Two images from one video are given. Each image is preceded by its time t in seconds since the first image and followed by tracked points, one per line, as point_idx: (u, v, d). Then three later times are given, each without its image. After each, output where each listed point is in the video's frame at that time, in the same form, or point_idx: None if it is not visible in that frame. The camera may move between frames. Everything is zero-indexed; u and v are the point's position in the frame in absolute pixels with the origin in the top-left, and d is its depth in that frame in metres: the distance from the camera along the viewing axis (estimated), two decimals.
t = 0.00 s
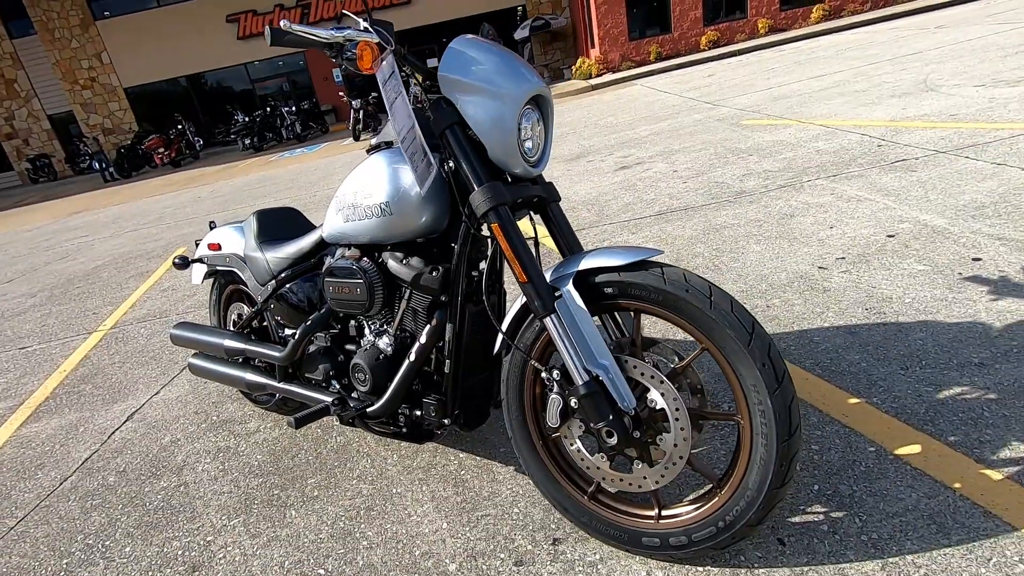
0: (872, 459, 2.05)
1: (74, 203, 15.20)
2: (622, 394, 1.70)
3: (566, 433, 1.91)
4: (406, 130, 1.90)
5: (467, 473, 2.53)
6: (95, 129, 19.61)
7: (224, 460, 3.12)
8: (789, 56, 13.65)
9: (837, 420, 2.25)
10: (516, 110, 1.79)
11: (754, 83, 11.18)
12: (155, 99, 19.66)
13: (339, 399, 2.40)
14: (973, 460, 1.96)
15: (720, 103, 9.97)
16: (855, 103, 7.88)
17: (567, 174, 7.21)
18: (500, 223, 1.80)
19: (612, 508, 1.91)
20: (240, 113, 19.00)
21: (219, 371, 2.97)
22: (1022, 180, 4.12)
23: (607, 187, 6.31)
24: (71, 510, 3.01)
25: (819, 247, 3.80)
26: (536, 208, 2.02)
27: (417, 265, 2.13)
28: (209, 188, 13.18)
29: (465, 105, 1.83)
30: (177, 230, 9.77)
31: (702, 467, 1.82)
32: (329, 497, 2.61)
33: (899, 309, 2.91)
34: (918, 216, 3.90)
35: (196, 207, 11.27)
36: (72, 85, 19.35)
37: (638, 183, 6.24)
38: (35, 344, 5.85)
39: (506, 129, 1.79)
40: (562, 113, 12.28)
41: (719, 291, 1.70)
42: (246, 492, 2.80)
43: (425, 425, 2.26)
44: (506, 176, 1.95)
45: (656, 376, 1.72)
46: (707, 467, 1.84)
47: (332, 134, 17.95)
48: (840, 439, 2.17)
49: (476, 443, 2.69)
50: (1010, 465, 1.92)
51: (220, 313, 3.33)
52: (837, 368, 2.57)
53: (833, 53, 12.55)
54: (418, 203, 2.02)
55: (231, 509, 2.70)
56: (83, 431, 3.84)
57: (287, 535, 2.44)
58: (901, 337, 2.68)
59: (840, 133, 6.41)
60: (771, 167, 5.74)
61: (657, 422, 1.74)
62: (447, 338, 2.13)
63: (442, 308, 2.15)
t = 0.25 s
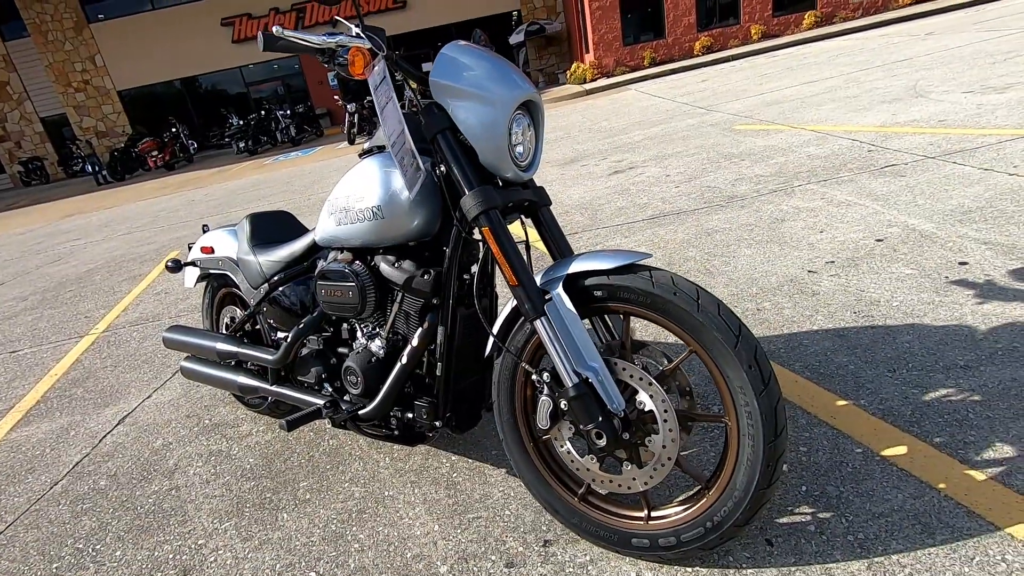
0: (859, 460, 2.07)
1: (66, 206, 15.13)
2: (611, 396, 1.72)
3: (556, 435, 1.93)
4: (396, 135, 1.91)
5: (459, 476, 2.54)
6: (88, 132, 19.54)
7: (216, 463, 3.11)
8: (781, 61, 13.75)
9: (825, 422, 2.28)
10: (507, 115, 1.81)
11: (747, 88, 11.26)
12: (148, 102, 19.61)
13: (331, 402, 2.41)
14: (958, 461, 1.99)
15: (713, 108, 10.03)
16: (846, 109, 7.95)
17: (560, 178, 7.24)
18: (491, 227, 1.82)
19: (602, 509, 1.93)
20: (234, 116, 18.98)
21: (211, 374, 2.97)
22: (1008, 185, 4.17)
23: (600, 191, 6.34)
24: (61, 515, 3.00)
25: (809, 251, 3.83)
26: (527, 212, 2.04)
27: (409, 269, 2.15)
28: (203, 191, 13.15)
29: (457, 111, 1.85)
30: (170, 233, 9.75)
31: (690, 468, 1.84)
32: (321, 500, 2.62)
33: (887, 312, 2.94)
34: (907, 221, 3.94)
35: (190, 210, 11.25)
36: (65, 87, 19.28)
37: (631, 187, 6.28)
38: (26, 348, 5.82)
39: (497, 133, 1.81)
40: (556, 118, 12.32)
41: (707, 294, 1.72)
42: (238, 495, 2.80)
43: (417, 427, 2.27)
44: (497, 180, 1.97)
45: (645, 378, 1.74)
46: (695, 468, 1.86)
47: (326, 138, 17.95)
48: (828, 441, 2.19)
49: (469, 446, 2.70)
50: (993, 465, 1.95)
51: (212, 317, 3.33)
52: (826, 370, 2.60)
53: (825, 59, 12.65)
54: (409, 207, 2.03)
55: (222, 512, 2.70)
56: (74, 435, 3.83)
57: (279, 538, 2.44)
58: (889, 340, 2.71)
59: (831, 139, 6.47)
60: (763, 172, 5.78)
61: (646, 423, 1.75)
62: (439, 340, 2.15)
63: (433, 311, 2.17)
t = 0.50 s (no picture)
0: (862, 466, 2.05)
1: (62, 211, 15.08)
2: (611, 402, 1.69)
3: (555, 441, 1.91)
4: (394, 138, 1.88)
5: (457, 483, 2.51)
6: (84, 136, 19.49)
7: (211, 470, 3.08)
8: (778, 64, 13.78)
9: (827, 427, 2.25)
10: (505, 118, 1.79)
11: (743, 91, 11.27)
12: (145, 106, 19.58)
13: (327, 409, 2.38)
14: (962, 466, 1.96)
15: (710, 111, 10.03)
16: (843, 111, 7.96)
17: (557, 182, 7.22)
18: (489, 231, 1.79)
19: (603, 517, 1.90)
20: (231, 120, 18.95)
21: (206, 380, 2.94)
22: (1007, 187, 4.16)
23: (598, 195, 6.33)
24: (54, 524, 2.96)
25: (808, 254, 3.81)
26: (525, 216, 2.02)
27: (406, 274, 2.12)
28: (199, 195, 13.11)
29: (455, 114, 1.83)
30: (165, 237, 9.70)
31: (691, 475, 1.82)
32: (318, 508, 2.58)
33: (887, 316, 2.92)
34: (906, 223, 3.93)
35: (186, 215, 11.21)
36: (61, 92, 19.23)
37: (629, 190, 6.26)
38: (20, 354, 5.78)
39: (496, 136, 1.79)
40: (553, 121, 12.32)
41: (708, 298, 1.70)
42: (233, 503, 2.77)
43: (414, 434, 2.25)
44: (495, 184, 1.95)
45: (645, 384, 1.72)
46: (697, 475, 1.84)
47: (323, 142, 17.93)
48: (830, 446, 2.17)
49: (467, 452, 2.67)
50: (997, 471, 1.92)
51: (208, 322, 3.30)
52: (827, 374, 2.58)
53: (822, 62, 12.68)
54: (406, 211, 2.01)
55: (217, 521, 2.67)
56: (67, 443, 3.79)
57: (275, 548, 2.41)
58: (890, 344, 2.69)
59: (828, 141, 6.47)
60: (760, 175, 5.77)
61: (646, 430, 1.73)
62: (436, 346, 2.12)
63: (430, 316, 2.14)
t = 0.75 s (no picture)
0: (868, 473, 2.01)
1: (63, 209, 15.07)
2: (613, 408, 1.66)
3: (556, 446, 1.88)
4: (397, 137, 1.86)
5: (457, 487, 2.48)
6: (85, 135, 19.49)
7: (209, 473, 3.06)
8: (780, 65, 13.73)
9: (832, 433, 2.22)
10: (506, 118, 1.76)
11: (746, 92, 11.23)
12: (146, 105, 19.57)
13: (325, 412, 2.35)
14: (970, 474, 1.93)
15: (712, 112, 10.00)
16: (846, 112, 7.92)
17: (559, 182, 7.19)
18: (489, 233, 1.76)
19: (604, 524, 1.87)
20: (232, 120, 18.94)
21: (204, 381, 2.91)
22: (1013, 190, 4.13)
23: (600, 196, 6.30)
24: (50, 526, 2.94)
25: (812, 256, 3.78)
26: (526, 218, 1.99)
27: (405, 275, 2.09)
28: (200, 194, 13.10)
29: (455, 114, 1.80)
30: (166, 237, 9.68)
31: (694, 482, 1.79)
32: (315, 511, 2.56)
33: (892, 319, 2.89)
34: (911, 226, 3.89)
35: (187, 214, 11.19)
36: (63, 91, 19.23)
37: (631, 191, 6.23)
38: (19, 353, 5.76)
39: (497, 137, 1.76)
40: (555, 121, 12.29)
41: (712, 303, 1.66)
42: (230, 506, 2.74)
43: (414, 438, 2.22)
44: (496, 185, 1.92)
45: (647, 389, 1.69)
46: (700, 482, 1.80)
47: (325, 141, 17.91)
48: (835, 452, 2.13)
49: (467, 456, 2.64)
50: (1006, 478, 1.89)
51: (206, 323, 3.28)
52: (832, 379, 2.54)
53: (825, 63, 12.63)
54: (406, 212, 1.98)
55: (214, 525, 2.64)
56: (65, 443, 3.76)
57: (271, 552, 2.38)
58: (895, 348, 2.66)
59: (832, 143, 6.43)
60: (763, 176, 5.74)
61: (649, 436, 1.70)
62: (435, 349, 2.09)
63: (430, 319, 2.11)
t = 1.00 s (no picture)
0: (896, 491, 1.93)
1: (71, 209, 15.09)
2: (633, 423, 1.59)
3: (572, 462, 1.80)
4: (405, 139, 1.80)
5: (467, 499, 2.41)
6: (94, 135, 19.53)
7: (213, 480, 2.99)
8: (790, 67, 13.62)
9: (857, 448, 2.14)
10: (523, 120, 1.69)
11: (756, 94, 11.14)
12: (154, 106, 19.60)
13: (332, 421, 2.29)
14: (1005, 493, 1.84)
15: (722, 113, 9.91)
16: (859, 115, 7.82)
17: (568, 184, 7.12)
18: (504, 240, 1.69)
19: (622, 543, 1.79)
20: (240, 120, 18.94)
21: (209, 388, 2.85)
22: None
23: (610, 198, 6.22)
24: (51, 534, 2.88)
25: (829, 261, 3.69)
26: (541, 223, 1.92)
27: (416, 282, 2.03)
28: (207, 195, 13.08)
29: (469, 116, 1.74)
30: (173, 237, 9.67)
31: (716, 501, 1.71)
32: (321, 523, 2.49)
33: (914, 328, 2.81)
34: (930, 231, 3.80)
35: (194, 214, 11.17)
36: (72, 91, 19.29)
37: (641, 193, 6.15)
38: (24, 354, 5.72)
39: (512, 140, 1.70)
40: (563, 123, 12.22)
41: (737, 314, 1.59)
42: (235, 516, 2.68)
43: (423, 450, 2.15)
44: (510, 190, 1.85)
45: (669, 404, 1.61)
46: (722, 500, 1.73)
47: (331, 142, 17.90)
48: (860, 468, 2.05)
49: (477, 467, 2.57)
50: None
51: (211, 327, 3.22)
52: (855, 390, 2.46)
53: (836, 65, 12.52)
54: (417, 218, 1.91)
55: (217, 536, 2.58)
56: (68, 448, 3.71)
57: (276, 565, 2.32)
58: (919, 358, 2.58)
59: (845, 145, 6.34)
60: (776, 179, 5.65)
61: (671, 453, 1.62)
62: (446, 358, 2.02)
63: (441, 327, 2.04)
